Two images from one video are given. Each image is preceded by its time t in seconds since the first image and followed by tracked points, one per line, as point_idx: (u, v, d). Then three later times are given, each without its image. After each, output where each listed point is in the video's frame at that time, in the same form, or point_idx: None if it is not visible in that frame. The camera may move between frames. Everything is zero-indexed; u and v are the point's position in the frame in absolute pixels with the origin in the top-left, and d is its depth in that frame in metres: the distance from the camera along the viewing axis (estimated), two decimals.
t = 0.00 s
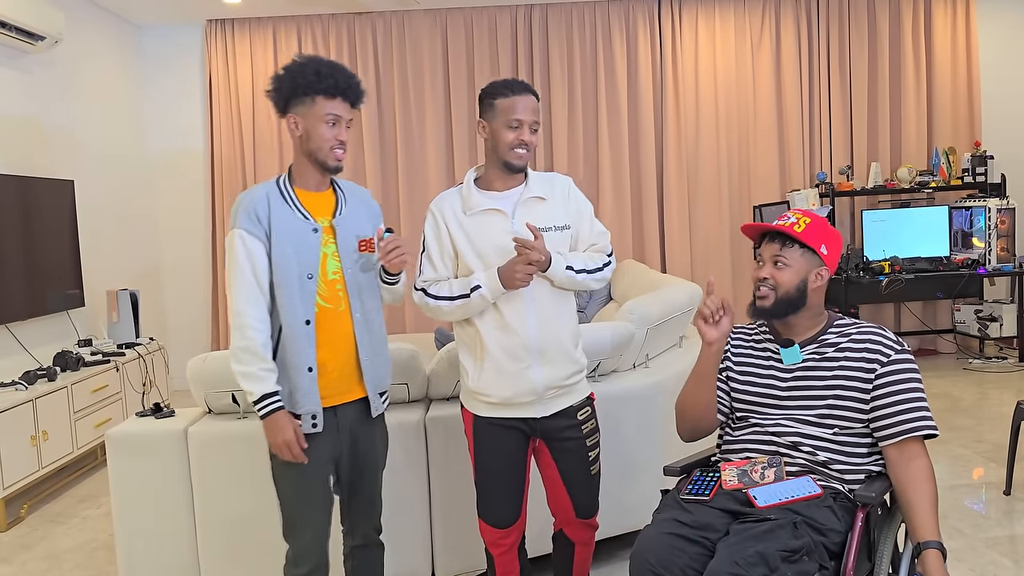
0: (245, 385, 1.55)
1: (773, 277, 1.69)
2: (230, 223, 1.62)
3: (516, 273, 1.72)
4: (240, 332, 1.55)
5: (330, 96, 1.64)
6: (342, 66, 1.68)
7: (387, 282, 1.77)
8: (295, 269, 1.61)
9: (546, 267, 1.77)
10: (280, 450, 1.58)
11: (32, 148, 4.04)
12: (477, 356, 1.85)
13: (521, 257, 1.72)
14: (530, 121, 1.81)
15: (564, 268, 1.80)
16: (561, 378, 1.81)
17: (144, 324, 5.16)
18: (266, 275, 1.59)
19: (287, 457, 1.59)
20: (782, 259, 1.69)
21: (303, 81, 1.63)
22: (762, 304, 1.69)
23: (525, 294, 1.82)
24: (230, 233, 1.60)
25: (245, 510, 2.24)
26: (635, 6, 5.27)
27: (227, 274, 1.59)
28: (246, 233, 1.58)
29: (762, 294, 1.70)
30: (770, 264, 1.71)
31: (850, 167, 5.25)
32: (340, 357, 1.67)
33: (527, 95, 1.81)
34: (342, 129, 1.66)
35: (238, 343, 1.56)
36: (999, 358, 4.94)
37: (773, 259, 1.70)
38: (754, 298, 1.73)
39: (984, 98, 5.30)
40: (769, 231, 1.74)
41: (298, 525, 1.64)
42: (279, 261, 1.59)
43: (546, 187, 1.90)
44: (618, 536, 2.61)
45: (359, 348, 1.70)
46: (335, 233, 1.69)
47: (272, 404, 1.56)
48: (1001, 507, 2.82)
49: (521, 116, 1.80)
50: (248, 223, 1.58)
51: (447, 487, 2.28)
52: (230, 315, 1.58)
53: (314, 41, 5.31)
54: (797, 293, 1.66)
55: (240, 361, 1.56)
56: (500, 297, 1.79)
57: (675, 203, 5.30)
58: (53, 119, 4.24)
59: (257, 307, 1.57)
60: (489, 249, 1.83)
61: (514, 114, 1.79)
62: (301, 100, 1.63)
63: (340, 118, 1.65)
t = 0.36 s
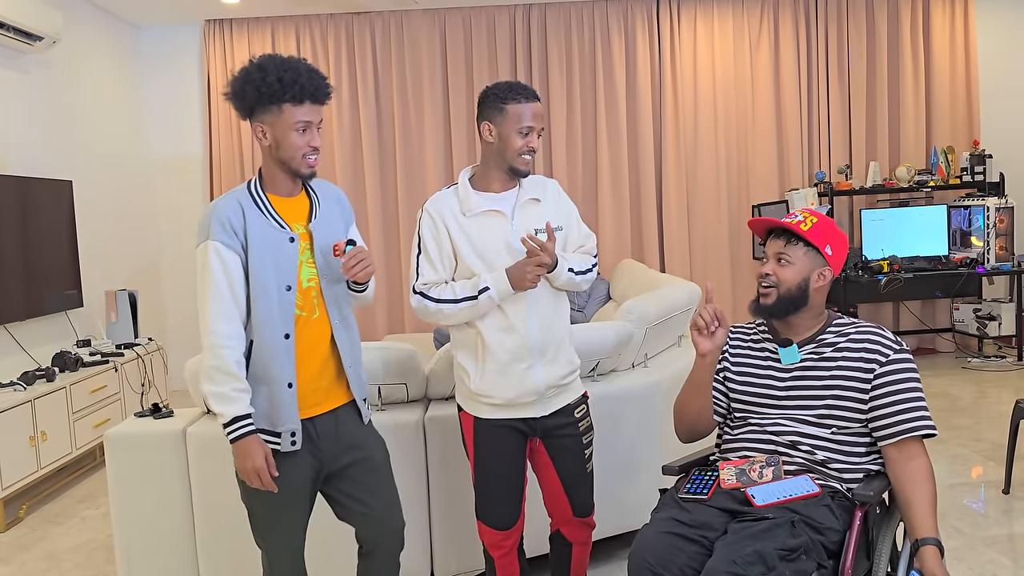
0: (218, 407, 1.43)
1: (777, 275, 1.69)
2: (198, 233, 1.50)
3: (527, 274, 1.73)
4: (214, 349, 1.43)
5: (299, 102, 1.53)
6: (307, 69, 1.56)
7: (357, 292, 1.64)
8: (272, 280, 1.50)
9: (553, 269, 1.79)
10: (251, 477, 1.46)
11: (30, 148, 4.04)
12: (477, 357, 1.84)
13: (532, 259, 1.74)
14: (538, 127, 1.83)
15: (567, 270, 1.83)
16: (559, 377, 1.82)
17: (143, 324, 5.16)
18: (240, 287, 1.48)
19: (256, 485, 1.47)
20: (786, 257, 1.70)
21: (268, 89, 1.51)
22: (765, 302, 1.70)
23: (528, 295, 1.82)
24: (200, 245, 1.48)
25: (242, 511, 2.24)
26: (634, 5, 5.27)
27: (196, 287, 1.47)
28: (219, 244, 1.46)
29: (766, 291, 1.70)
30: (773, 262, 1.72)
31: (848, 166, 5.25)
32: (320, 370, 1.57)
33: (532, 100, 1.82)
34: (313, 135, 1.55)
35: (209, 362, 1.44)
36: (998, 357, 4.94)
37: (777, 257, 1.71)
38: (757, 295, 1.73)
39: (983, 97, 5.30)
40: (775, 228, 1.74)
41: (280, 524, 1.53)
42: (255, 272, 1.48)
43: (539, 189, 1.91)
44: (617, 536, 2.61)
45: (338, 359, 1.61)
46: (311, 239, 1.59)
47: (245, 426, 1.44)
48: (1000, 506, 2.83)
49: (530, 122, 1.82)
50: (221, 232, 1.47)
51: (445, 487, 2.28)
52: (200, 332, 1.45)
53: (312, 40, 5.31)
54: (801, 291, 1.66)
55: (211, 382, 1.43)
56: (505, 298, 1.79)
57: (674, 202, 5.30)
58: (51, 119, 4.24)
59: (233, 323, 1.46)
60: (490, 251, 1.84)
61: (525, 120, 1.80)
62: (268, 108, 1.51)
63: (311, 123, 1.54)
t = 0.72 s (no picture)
0: (217, 421, 1.41)
1: (776, 272, 1.70)
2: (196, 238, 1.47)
3: (522, 275, 1.74)
4: (212, 360, 1.41)
5: (311, 92, 1.51)
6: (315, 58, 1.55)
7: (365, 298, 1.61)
8: (270, 287, 1.47)
9: (548, 269, 1.80)
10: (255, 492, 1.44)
11: (29, 148, 4.04)
12: (471, 357, 1.83)
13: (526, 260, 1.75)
14: (534, 126, 1.83)
15: (563, 270, 1.83)
16: (553, 377, 1.82)
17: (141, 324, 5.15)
18: (238, 293, 1.45)
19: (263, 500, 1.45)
20: (785, 254, 1.70)
21: (281, 76, 1.49)
22: (765, 299, 1.69)
23: (523, 295, 1.82)
24: (199, 249, 1.45)
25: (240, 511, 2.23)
26: (632, 4, 5.27)
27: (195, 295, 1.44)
28: (218, 248, 1.44)
29: (765, 289, 1.70)
30: (773, 259, 1.72)
31: (847, 165, 5.25)
32: (320, 379, 1.54)
33: (527, 99, 1.83)
34: (322, 128, 1.54)
35: (210, 372, 1.41)
36: (996, 356, 4.94)
37: (778, 253, 1.71)
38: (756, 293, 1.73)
39: (981, 96, 5.30)
40: (774, 225, 1.74)
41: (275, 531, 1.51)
42: (255, 278, 1.46)
43: (534, 187, 1.91)
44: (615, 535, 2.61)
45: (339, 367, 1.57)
46: (313, 243, 1.56)
47: (249, 443, 1.42)
48: (998, 504, 2.83)
49: (527, 121, 1.81)
50: (219, 237, 1.44)
51: (443, 486, 2.28)
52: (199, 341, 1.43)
53: (310, 40, 5.31)
54: (801, 287, 1.67)
55: (211, 394, 1.41)
56: (498, 297, 1.78)
57: (673, 201, 5.30)
58: (49, 119, 4.23)
59: (232, 330, 1.43)
60: (485, 250, 1.83)
61: (521, 119, 1.80)
62: (278, 96, 1.49)
63: (321, 116, 1.53)
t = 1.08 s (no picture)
0: (215, 404, 1.29)
1: (778, 271, 1.69)
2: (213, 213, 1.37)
3: (510, 278, 1.73)
4: (215, 339, 1.29)
5: (360, 78, 1.42)
6: (368, 45, 1.45)
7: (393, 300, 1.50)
8: (285, 273, 1.36)
9: (540, 269, 1.78)
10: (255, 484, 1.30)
11: (29, 147, 4.03)
12: (467, 356, 1.84)
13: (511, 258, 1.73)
14: (534, 125, 1.82)
15: (559, 268, 1.81)
16: (550, 377, 1.81)
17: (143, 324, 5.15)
18: (250, 275, 1.34)
19: (267, 492, 1.31)
20: (788, 254, 1.70)
21: (342, 54, 1.40)
22: (765, 297, 1.69)
23: (516, 295, 1.82)
24: (213, 223, 1.35)
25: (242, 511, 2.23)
26: (633, 4, 5.27)
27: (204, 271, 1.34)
28: (231, 223, 1.33)
29: (765, 288, 1.70)
30: (774, 259, 1.71)
31: (848, 164, 5.25)
32: (332, 380, 1.42)
33: (528, 98, 1.81)
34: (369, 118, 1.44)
35: (210, 353, 1.29)
36: (997, 354, 4.94)
37: (779, 253, 1.71)
38: (756, 291, 1.72)
39: (982, 95, 5.31)
40: (781, 224, 1.73)
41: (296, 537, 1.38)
42: (268, 261, 1.34)
43: (537, 187, 1.90)
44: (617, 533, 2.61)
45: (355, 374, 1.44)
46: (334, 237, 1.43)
47: (251, 427, 1.29)
48: (1000, 502, 2.83)
49: (527, 120, 1.80)
50: (235, 213, 1.34)
51: (445, 486, 2.28)
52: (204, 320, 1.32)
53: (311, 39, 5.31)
54: (802, 288, 1.67)
55: (210, 375, 1.30)
56: (490, 296, 1.79)
57: (674, 201, 5.30)
58: (49, 119, 4.23)
59: (238, 313, 1.32)
60: (481, 250, 1.83)
61: (520, 118, 1.79)
62: (331, 74, 1.40)
63: (370, 103, 1.44)
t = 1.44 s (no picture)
0: (244, 425, 1.22)
1: (793, 275, 1.67)
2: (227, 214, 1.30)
3: (513, 277, 1.73)
4: (242, 353, 1.23)
5: (370, 67, 1.38)
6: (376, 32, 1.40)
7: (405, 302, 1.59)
8: (309, 276, 1.32)
9: (545, 269, 1.78)
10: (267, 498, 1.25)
11: (28, 147, 4.03)
12: (471, 354, 1.84)
13: (518, 262, 1.74)
14: (534, 126, 1.80)
15: (563, 268, 1.81)
16: (553, 376, 1.80)
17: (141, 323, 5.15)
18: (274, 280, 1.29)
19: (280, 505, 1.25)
20: (802, 257, 1.68)
21: (352, 43, 1.36)
22: (779, 301, 1.66)
23: (520, 295, 1.81)
24: (232, 225, 1.27)
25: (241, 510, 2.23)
26: (633, 3, 5.27)
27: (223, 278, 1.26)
28: (255, 226, 1.27)
29: (779, 291, 1.67)
30: (789, 261, 1.69)
31: (847, 163, 5.25)
32: (353, 383, 1.41)
33: (527, 97, 1.79)
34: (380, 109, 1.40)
35: (237, 367, 1.23)
36: (995, 354, 4.95)
37: (794, 256, 1.68)
38: (766, 293, 1.69)
39: (981, 94, 5.31)
40: (787, 226, 1.71)
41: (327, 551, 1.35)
42: (293, 265, 1.30)
43: (538, 187, 1.90)
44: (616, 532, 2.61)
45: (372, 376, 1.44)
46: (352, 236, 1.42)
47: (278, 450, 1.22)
48: (999, 501, 2.83)
49: (527, 121, 1.79)
50: (258, 214, 1.27)
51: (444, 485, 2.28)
52: (226, 332, 1.25)
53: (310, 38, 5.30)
54: (814, 291, 1.67)
55: (235, 392, 1.23)
56: (493, 295, 1.78)
57: (673, 200, 5.30)
58: (48, 118, 4.22)
59: (265, 322, 1.26)
60: (485, 250, 1.83)
61: (520, 119, 1.77)
62: (341, 65, 1.35)
63: (381, 94, 1.39)
